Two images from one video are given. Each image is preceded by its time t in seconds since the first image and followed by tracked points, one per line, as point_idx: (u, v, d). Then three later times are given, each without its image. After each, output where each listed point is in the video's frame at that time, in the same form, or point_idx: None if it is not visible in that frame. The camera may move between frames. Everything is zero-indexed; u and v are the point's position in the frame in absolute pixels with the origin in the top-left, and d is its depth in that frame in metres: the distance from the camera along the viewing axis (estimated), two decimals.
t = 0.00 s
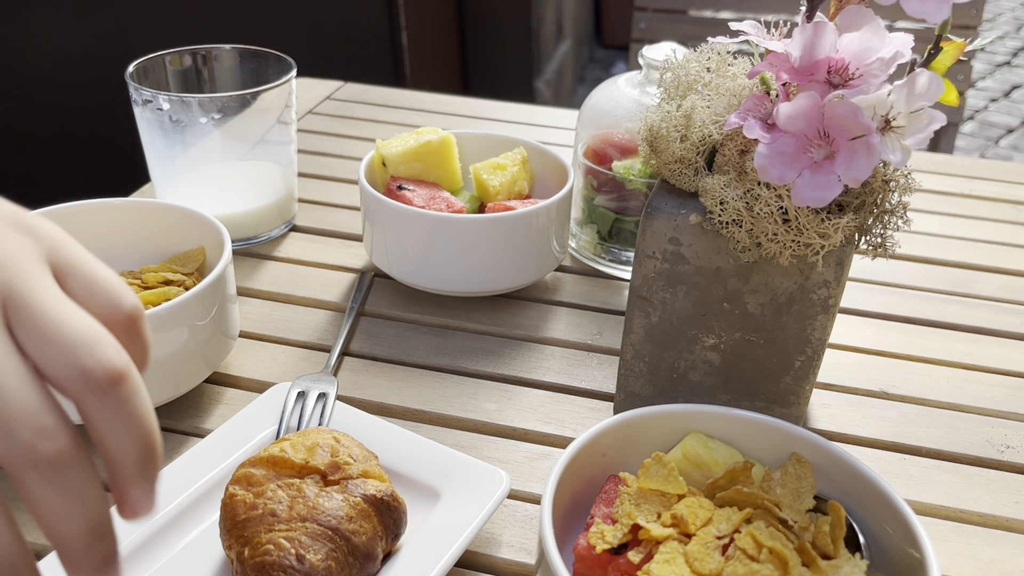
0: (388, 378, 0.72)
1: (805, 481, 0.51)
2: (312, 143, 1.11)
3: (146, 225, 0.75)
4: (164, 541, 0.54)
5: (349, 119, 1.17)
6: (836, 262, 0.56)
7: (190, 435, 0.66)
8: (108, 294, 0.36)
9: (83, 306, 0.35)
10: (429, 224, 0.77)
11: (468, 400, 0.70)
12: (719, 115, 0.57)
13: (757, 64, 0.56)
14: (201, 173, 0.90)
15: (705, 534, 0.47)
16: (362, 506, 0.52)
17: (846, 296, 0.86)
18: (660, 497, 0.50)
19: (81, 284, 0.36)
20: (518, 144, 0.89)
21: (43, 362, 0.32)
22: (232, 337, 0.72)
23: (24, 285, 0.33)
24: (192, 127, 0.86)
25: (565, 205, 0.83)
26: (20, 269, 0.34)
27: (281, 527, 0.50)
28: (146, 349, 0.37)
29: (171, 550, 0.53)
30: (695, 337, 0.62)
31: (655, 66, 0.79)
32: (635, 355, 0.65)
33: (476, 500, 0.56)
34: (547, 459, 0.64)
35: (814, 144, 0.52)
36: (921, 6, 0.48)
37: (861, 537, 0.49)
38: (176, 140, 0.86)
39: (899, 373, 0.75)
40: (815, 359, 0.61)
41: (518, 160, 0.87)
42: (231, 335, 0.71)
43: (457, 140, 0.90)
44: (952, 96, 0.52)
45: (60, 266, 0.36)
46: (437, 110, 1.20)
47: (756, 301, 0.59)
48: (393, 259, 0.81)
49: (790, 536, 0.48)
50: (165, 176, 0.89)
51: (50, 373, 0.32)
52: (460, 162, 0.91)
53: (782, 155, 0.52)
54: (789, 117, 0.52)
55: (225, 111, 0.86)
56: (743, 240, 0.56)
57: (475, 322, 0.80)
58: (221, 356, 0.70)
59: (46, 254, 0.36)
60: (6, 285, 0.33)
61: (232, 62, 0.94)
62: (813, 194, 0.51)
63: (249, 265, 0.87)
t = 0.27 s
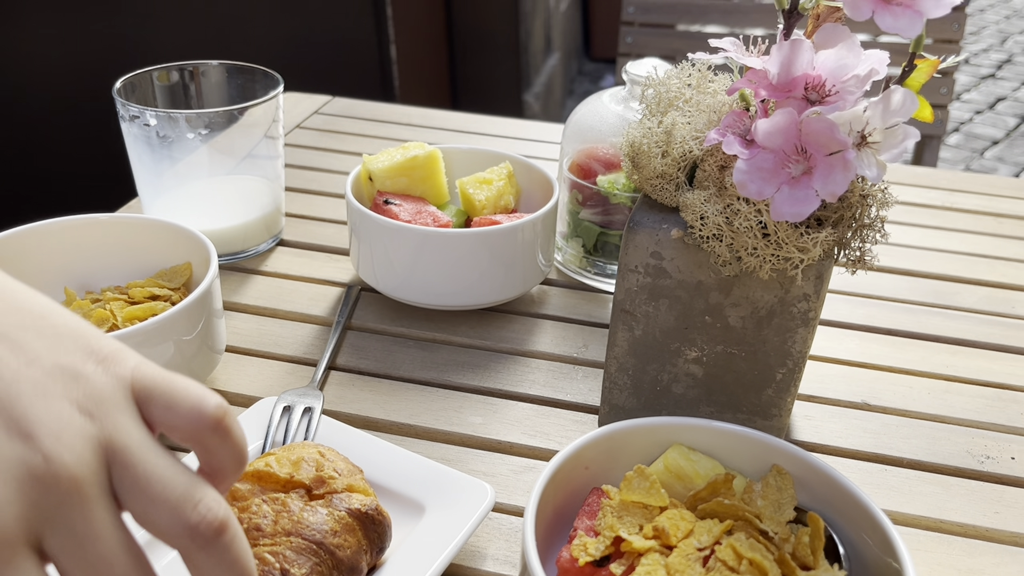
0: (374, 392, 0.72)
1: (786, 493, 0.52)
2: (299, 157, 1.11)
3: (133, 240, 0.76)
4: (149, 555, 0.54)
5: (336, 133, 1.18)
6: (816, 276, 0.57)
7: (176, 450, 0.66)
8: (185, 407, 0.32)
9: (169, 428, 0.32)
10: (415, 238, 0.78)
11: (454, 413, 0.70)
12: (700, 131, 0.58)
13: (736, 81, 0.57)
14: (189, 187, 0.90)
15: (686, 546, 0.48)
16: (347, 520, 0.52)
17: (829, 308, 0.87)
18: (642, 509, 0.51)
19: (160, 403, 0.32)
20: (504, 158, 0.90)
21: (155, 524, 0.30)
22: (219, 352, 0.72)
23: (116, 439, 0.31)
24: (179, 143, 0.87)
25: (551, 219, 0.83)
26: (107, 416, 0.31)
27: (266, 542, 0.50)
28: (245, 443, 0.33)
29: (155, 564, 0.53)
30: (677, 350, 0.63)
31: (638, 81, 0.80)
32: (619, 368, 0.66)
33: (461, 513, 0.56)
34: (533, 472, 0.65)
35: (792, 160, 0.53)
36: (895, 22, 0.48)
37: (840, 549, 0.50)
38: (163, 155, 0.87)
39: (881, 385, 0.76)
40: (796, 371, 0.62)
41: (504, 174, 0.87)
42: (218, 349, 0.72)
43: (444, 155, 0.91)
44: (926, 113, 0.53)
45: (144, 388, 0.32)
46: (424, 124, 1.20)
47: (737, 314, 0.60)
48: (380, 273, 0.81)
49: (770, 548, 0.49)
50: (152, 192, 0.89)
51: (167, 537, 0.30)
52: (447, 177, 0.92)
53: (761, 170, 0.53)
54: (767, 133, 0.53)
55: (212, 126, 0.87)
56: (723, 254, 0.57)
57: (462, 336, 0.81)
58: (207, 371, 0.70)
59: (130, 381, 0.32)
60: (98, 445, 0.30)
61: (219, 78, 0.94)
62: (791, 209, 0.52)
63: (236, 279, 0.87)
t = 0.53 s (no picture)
0: (357, 408, 0.72)
1: (765, 506, 0.52)
2: (285, 173, 1.11)
3: (117, 257, 0.76)
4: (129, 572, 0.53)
5: (322, 149, 1.18)
6: (794, 290, 0.58)
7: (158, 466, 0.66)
8: (195, 460, 0.39)
9: (181, 480, 0.40)
10: (399, 254, 0.78)
11: (438, 429, 0.71)
12: (678, 148, 0.59)
13: (713, 99, 0.57)
14: (173, 204, 0.90)
15: (665, 561, 0.49)
16: (328, 537, 0.52)
17: (811, 321, 0.87)
18: (623, 523, 0.51)
19: (171, 461, 0.40)
20: (488, 174, 0.91)
21: (177, 569, 0.38)
22: (202, 368, 0.72)
23: (139, 505, 0.38)
24: (164, 160, 0.87)
25: (535, 234, 0.84)
26: (130, 483, 0.38)
27: (246, 559, 0.49)
28: (250, 478, 0.40)
29: None
30: (658, 364, 0.64)
31: (619, 98, 0.81)
32: (601, 383, 0.66)
33: (443, 528, 0.57)
34: (516, 487, 0.65)
35: (768, 177, 0.53)
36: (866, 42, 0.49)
37: (817, 561, 0.50)
38: (148, 172, 0.87)
39: (862, 398, 0.77)
40: (776, 385, 0.62)
41: (488, 190, 0.88)
42: (202, 366, 0.72)
43: (428, 171, 0.91)
44: (899, 130, 0.54)
45: (155, 450, 0.40)
46: (409, 139, 1.21)
47: (717, 329, 0.61)
48: (364, 289, 0.81)
49: (749, 562, 0.49)
50: (136, 208, 0.89)
51: None
52: (431, 193, 0.92)
53: (738, 187, 0.53)
54: (743, 151, 0.53)
55: (197, 143, 0.87)
56: (702, 269, 0.58)
57: (446, 351, 0.81)
58: (191, 387, 0.70)
59: (142, 448, 0.40)
60: (126, 509, 0.38)
61: (204, 94, 0.94)
62: (768, 225, 0.53)
63: (221, 295, 0.87)
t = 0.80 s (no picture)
0: (342, 425, 0.73)
1: (745, 521, 0.53)
2: (270, 190, 1.12)
3: (101, 275, 0.76)
4: None
5: (308, 165, 1.18)
6: (772, 306, 0.59)
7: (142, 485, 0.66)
8: (176, 417, 0.38)
9: (166, 441, 0.38)
10: (383, 271, 0.78)
11: (422, 445, 0.71)
12: (657, 167, 0.59)
13: (692, 118, 0.58)
14: (159, 222, 0.91)
15: None
16: (311, 555, 0.52)
17: (793, 335, 0.88)
18: (604, 539, 0.52)
19: (154, 422, 0.38)
20: (473, 191, 0.91)
21: (174, 529, 0.37)
22: (186, 386, 0.72)
23: (127, 467, 0.36)
24: (149, 178, 0.87)
25: (519, 250, 0.84)
26: (116, 446, 0.37)
27: None
28: (233, 438, 0.39)
29: None
30: (640, 380, 0.64)
31: (600, 116, 0.81)
32: (584, 399, 0.67)
33: (426, 544, 0.57)
34: (500, 502, 0.65)
35: (746, 195, 0.54)
36: (840, 66, 0.50)
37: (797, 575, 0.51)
38: (133, 190, 0.87)
39: (843, 412, 0.77)
40: (756, 400, 0.63)
41: (472, 207, 0.88)
42: (186, 384, 0.72)
43: (413, 188, 0.92)
44: (874, 149, 0.55)
45: (138, 415, 0.38)
46: (394, 155, 1.21)
47: (697, 344, 0.61)
48: (349, 306, 0.82)
49: None
50: (121, 227, 0.89)
51: (185, 540, 0.37)
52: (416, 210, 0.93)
53: (716, 205, 0.54)
54: (721, 169, 0.54)
55: (182, 161, 0.87)
56: (682, 286, 0.59)
57: (431, 367, 0.81)
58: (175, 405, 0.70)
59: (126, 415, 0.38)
60: (114, 470, 0.36)
61: (188, 112, 0.95)
62: (745, 243, 0.53)
63: (206, 313, 0.87)
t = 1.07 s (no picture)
0: (323, 445, 0.73)
1: (720, 539, 0.53)
2: (253, 210, 1.12)
3: (82, 298, 0.76)
4: None
5: (291, 185, 1.19)
6: (746, 326, 0.59)
7: (123, 508, 0.66)
8: (111, 350, 0.46)
9: (90, 364, 0.46)
10: (364, 292, 0.79)
11: (403, 465, 0.71)
12: (631, 191, 0.60)
13: (666, 141, 0.59)
14: (141, 244, 0.91)
15: None
16: None
17: (771, 352, 0.89)
18: (581, 558, 0.52)
19: (89, 346, 0.46)
20: (454, 211, 0.92)
21: (67, 434, 0.44)
22: (167, 408, 0.72)
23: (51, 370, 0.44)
24: (130, 200, 0.87)
25: (499, 270, 0.85)
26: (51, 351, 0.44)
27: None
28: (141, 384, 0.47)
29: None
30: (618, 399, 0.65)
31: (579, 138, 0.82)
32: (563, 418, 0.67)
33: (405, 565, 0.57)
34: (480, 522, 0.66)
35: (718, 218, 0.55)
36: (809, 91, 0.52)
37: None
38: (114, 212, 0.87)
39: (820, 429, 0.78)
40: (732, 418, 0.64)
41: (453, 227, 0.89)
42: (167, 406, 0.72)
43: (394, 208, 0.93)
44: (843, 171, 0.56)
45: (76, 339, 0.46)
46: (378, 174, 1.22)
47: (673, 364, 0.62)
48: (330, 326, 0.82)
49: None
50: (103, 249, 0.89)
51: (70, 445, 0.44)
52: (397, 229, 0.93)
53: (688, 228, 0.55)
54: (693, 193, 0.55)
55: (163, 183, 0.88)
56: (657, 306, 0.59)
57: (412, 387, 0.82)
58: (156, 427, 0.70)
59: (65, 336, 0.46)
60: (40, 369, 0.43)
61: (171, 133, 0.95)
62: (718, 265, 0.55)
63: (187, 334, 0.88)
